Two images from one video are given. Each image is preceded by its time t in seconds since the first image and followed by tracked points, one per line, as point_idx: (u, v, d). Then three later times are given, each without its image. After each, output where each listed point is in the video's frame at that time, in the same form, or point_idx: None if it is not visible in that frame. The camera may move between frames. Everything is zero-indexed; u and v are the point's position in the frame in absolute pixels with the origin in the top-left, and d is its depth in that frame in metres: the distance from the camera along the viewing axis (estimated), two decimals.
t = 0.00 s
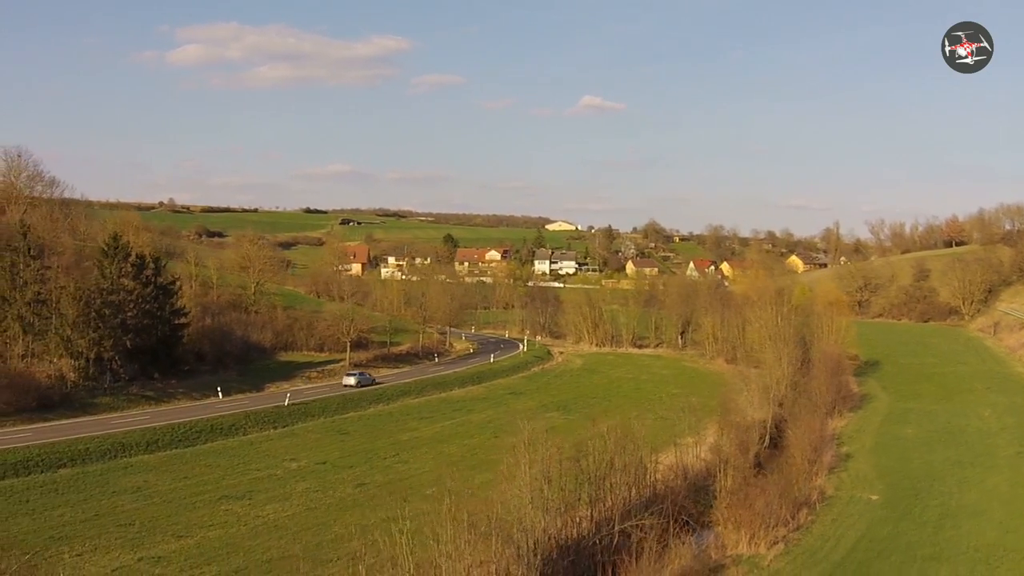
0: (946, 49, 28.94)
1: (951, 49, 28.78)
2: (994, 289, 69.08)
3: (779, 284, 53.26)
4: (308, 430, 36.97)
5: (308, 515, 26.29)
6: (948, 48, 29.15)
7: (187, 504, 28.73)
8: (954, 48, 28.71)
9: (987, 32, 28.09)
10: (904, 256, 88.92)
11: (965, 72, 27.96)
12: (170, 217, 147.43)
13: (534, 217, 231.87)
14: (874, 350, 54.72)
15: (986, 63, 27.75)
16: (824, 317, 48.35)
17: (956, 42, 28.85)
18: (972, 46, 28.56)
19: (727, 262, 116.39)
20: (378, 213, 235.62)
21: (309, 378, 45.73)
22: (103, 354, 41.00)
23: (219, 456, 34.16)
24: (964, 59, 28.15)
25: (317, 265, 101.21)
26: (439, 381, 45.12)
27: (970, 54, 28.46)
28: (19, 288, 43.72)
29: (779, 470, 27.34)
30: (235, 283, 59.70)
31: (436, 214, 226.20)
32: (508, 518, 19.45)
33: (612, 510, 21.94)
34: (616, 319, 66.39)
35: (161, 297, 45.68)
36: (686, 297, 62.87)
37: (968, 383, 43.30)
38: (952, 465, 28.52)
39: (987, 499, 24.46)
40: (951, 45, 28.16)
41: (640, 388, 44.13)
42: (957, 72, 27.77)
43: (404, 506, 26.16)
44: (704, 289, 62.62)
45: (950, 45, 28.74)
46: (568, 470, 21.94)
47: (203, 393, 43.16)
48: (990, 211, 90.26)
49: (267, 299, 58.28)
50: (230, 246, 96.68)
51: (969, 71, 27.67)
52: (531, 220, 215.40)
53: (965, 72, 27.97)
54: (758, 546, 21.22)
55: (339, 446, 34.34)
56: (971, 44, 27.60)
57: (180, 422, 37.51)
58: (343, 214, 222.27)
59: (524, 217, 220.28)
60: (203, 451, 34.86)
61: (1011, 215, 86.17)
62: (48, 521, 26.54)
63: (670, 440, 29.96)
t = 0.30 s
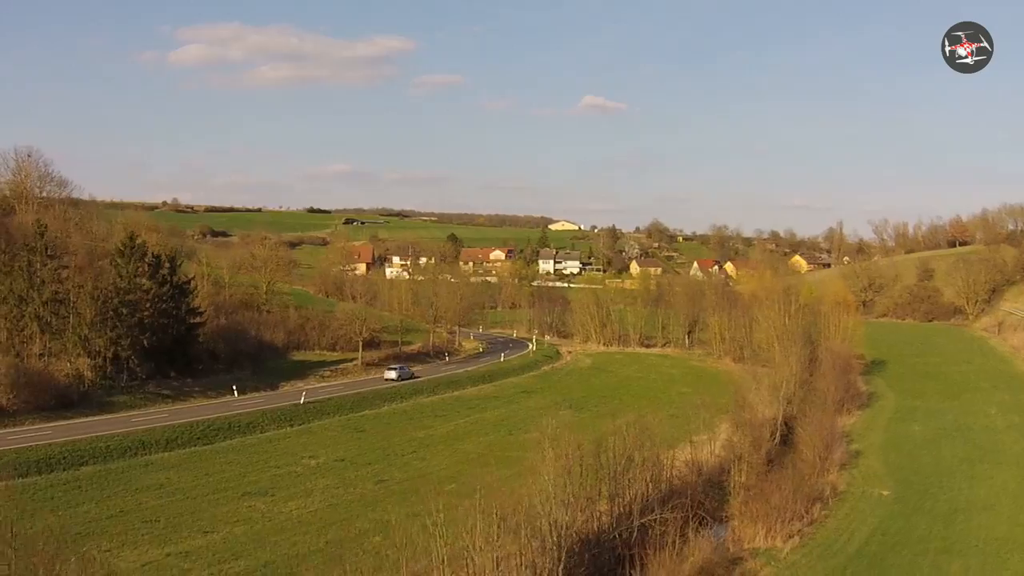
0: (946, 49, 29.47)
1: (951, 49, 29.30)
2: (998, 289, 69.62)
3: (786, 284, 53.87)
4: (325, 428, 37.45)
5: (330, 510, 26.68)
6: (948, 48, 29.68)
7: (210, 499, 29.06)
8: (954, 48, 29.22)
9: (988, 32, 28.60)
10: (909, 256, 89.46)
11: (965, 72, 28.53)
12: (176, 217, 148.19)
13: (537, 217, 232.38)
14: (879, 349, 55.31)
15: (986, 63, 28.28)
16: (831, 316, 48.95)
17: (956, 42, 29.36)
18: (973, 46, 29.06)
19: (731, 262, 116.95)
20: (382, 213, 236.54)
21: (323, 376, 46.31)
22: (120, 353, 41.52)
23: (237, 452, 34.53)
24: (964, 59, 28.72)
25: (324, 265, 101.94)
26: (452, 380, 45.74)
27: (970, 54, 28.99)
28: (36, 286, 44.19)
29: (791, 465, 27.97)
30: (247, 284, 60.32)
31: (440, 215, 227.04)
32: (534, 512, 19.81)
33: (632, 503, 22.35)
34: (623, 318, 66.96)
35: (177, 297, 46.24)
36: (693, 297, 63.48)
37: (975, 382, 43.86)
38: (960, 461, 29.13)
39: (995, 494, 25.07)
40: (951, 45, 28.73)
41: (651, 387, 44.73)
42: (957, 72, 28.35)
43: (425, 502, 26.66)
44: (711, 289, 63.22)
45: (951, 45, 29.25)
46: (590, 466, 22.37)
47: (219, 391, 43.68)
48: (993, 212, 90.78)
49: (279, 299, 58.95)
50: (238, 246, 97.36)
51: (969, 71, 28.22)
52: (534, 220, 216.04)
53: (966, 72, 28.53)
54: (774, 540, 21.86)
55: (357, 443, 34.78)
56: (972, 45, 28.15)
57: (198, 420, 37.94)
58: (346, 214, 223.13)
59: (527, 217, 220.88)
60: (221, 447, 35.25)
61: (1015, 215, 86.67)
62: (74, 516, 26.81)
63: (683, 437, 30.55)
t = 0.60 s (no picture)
0: (946, 48, 29.34)
1: (951, 49, 29.19)
2: (1000, 290, 70.21)
3: (792, 284, 54.46)
4: (340, 427, 37.97)
5: (351, 507, 27.16)
6: (948, 48, 29.59)
7: (232, 495, 29.44)
8: (954, 48, 29.13)
9: (988, 32, 28.48)
10: (911, 257, 90.08)
11: (965, 72, 28.42)
12: (181, 218, 148.90)
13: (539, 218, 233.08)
14: (884, 349, 55.90)
15: (986, 63, 28.23)
16: (837, 316, 49.55)
17: (956, 43, 29.27)
18: (973, 46, 28.98)
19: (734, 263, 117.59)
20: (384, 214, 237.34)
21: (336, 376, 46.89)
22: (136, 353, 42.07)
23: (255, 450, 34.96)
24: (964, 59, 28.60)
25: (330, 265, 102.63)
26: (463, 380, 46.36)
27: (970, 54, 28.89)
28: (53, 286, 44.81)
29: (801, 462, 28.60)
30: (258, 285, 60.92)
31: (443, 215, 227.78)
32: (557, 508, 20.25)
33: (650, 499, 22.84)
34: (630, 319, 67.54)
35: (191, 298, 46.77)
36: (699, 297, 64.08)
37: (979, 382, 44.46)
38: (966, 458, 29.75)
39: (1002, 491, 25.68)
40: (951, 45, 28.59)
41: (660, 386, 45.34)
42: (957, 71, 28.23)
43: (444, 499, 27.21)
44: (717, 289, 63.81)
45: (951, 45, 29.12)
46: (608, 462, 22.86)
47: (233, 391, 44.15)
48: (997, 213, 91.23)
49: (289, 300, 59.58)
50: (244, 246, 98.07)
51: (969, 71, 28.11)
52: (536, 220, 216.75)
53: (965, 72, 28.42)
54: (788, 534, 22.50)
55: (372, 442, 35.29)
56: (971, 45, 28.03)
57: (215, 418, 38.39)
58: (349, 215, 223.76)
59: (529, 217, 221.72)
60: (239, 445, 35.67)
61: (1017, 217, 87.24)
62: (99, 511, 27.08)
63: (695, 434, 31.12)
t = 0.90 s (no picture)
0: (947, 49, 29.70)
1: (952, 49, 29.51)
2: (1003, 290, 70.81)
3: (797, 284, 55.09)
4: (355, 425, 38.50)
5: (372, 503, 27.63)
6: (949, 48, 29.91)
7: (252, 492, 29.72)
8: (954, 48, 29.44)
9: (989, 33, 28.78)
10: (914, 258, 90.72)
11: (966, 73, 28.78)
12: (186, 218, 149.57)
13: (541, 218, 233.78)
14: (889, 349, 56.50)
15: (987, 63, 28.55)
16: (843, 316, 50.16)
17: (957, 43, 29.56)
18: (973, 47, 29.28)
19: (737, 263, 118.25)
20: (387, 215, 238.24)
21: (348, 375, 47.45)
22: (152, 352, 42.62)
23: (272, 447, 35.39)
24: (965, 59, 28.92)
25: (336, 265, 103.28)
26: (474, 379, 46.99)
27: (970, 54, 29.21)
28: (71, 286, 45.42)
29: (811, 458, 29.21)
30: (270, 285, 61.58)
31: (445, 216, 228.71)
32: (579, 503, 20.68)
33: (666, 495, 23.35)
34: (636, 319, 68.13)
35: (206, 297, 47.34)
36: (705, 297, 64.73)
37: (983, 381, 45.06)
38: (973, 455, 30.38)
39: (1008, 487, 26.28)
40: (951, 45, 28.93)
41: (669, 385, 46.00)
42: (957, 72, 28.60)
43: (461, 496, 27.75)
44: (722, 290, 64.45)
45: (951, 45, 29.42)
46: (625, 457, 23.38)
47: (248, 390, 44.67)
48: (999, 213, 91.76)
49: (300, 299, 60.23)
50: (251, 246, 98.78)
51: (970, 72, 28.48)
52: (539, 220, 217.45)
53: (966, 72, 28.77)
54: (802, 529, 23.13)
55: (387, 440, 35.83)
56: (972, 45, 28.36)
57: (232, 416, 38.79)
58: (353, 215, 224.30)
59: (531, 218, 222.21)
60: (256, 443, 36.08)
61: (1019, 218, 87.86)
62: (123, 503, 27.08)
63: (706, 431, 31.74)
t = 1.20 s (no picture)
0: (946, 49, 29.43)
1: (951, 49, 29.28)
2: (1006, 290, 71.53)
3: (803, 285, 55.79)
4: (370, 423, 39.17)
5: (392, 499, 28.21)
6: (948, 48, 29.67)
7: (275, 488, 30.22)
8: (954, 48, 29.20)
9: (988, 32, 28.58)
10: (918, 258, 91.41)
11: (966, 72, 28.47)
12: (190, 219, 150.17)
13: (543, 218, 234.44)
14: (893, 348, 57.19)
15: (987, 63, 28.21)
16: (848, 315, 50.84)
17: (956, 42, 29.37)
18: (973, 46, 29.06)
19: (740, 263, 118.94)
20: (389, 215, 238.86)
21: (361, 374, 48.15)
22: (169, 351, 43.29)
23: (289, 444, 35.91)
24: (964, 59, 28.65)
25: (342, 266, 103.97)
26: (485, 377, 47.70)
27: (970, 54, 28.96)
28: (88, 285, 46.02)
29: (821, 453, 29.92)
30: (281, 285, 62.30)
31: (448, 217, 229.40)
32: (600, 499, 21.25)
33: (682, 490, 23.98)
34: (642, 319, 68.79)
35: (222, 297, 47.99)
36: (711, 297, 65.40)
37: (987, 380, 45.74)
38: (978, 452, 31.07)
39: (1013, 482, 26.98)
40: (950, 45, 28.67)
41: (677, 384, 46.73)
42: (957, 72, 28.31)
43: (479, 491, 28.46)
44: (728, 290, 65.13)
45: (951, 45, 29.16)
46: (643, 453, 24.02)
47: (264, 389, 45.15)
48: (1001, 214, 92.33)
49: (311, 299, 61.00)
50: (257, 247, 99.45)
51: (969, 72, 28.18)
52: (541, 220, 218.11)
53: (966, 72, 28.46)
54: (814, 522, 23.81)
55: (402, 437, 36.52)
56: (971, 44, 28.07)
57: (250, 414, 39.35)
58: (355, 215, 225.00)
59: (534, 218, 222.89)
60: (273, 439, 36.63)
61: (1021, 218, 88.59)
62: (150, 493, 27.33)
63: (717, 428, 32.44)
